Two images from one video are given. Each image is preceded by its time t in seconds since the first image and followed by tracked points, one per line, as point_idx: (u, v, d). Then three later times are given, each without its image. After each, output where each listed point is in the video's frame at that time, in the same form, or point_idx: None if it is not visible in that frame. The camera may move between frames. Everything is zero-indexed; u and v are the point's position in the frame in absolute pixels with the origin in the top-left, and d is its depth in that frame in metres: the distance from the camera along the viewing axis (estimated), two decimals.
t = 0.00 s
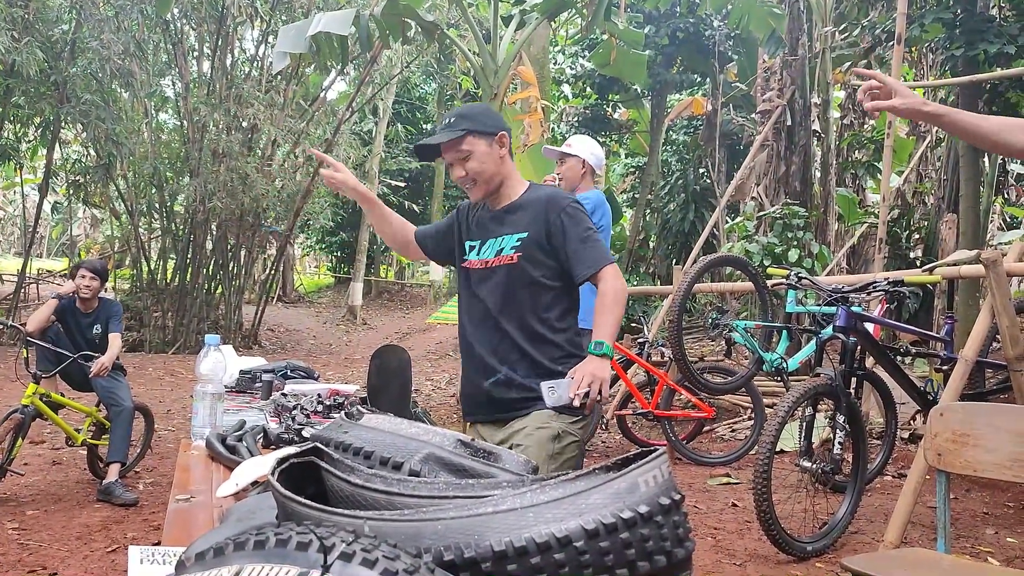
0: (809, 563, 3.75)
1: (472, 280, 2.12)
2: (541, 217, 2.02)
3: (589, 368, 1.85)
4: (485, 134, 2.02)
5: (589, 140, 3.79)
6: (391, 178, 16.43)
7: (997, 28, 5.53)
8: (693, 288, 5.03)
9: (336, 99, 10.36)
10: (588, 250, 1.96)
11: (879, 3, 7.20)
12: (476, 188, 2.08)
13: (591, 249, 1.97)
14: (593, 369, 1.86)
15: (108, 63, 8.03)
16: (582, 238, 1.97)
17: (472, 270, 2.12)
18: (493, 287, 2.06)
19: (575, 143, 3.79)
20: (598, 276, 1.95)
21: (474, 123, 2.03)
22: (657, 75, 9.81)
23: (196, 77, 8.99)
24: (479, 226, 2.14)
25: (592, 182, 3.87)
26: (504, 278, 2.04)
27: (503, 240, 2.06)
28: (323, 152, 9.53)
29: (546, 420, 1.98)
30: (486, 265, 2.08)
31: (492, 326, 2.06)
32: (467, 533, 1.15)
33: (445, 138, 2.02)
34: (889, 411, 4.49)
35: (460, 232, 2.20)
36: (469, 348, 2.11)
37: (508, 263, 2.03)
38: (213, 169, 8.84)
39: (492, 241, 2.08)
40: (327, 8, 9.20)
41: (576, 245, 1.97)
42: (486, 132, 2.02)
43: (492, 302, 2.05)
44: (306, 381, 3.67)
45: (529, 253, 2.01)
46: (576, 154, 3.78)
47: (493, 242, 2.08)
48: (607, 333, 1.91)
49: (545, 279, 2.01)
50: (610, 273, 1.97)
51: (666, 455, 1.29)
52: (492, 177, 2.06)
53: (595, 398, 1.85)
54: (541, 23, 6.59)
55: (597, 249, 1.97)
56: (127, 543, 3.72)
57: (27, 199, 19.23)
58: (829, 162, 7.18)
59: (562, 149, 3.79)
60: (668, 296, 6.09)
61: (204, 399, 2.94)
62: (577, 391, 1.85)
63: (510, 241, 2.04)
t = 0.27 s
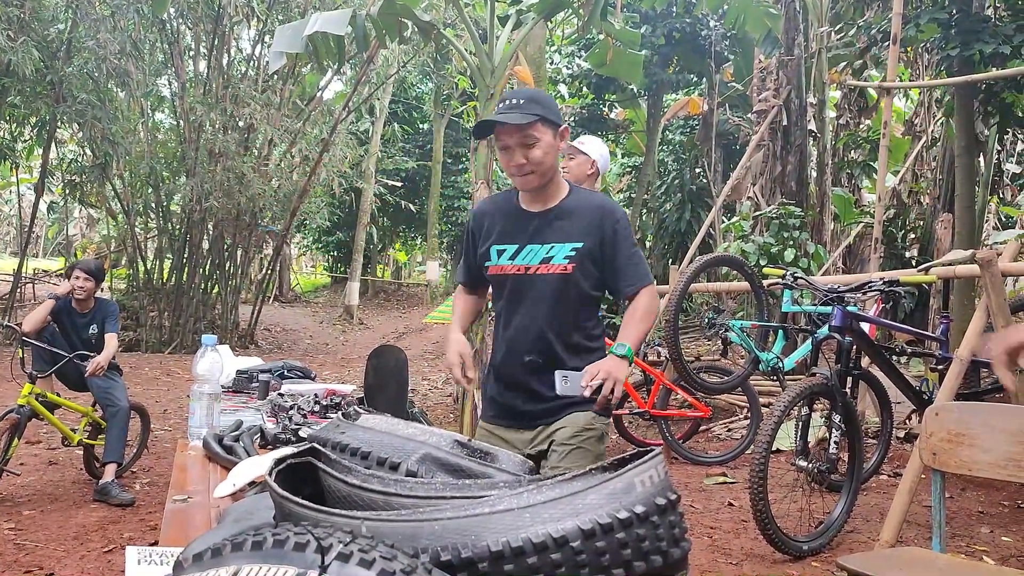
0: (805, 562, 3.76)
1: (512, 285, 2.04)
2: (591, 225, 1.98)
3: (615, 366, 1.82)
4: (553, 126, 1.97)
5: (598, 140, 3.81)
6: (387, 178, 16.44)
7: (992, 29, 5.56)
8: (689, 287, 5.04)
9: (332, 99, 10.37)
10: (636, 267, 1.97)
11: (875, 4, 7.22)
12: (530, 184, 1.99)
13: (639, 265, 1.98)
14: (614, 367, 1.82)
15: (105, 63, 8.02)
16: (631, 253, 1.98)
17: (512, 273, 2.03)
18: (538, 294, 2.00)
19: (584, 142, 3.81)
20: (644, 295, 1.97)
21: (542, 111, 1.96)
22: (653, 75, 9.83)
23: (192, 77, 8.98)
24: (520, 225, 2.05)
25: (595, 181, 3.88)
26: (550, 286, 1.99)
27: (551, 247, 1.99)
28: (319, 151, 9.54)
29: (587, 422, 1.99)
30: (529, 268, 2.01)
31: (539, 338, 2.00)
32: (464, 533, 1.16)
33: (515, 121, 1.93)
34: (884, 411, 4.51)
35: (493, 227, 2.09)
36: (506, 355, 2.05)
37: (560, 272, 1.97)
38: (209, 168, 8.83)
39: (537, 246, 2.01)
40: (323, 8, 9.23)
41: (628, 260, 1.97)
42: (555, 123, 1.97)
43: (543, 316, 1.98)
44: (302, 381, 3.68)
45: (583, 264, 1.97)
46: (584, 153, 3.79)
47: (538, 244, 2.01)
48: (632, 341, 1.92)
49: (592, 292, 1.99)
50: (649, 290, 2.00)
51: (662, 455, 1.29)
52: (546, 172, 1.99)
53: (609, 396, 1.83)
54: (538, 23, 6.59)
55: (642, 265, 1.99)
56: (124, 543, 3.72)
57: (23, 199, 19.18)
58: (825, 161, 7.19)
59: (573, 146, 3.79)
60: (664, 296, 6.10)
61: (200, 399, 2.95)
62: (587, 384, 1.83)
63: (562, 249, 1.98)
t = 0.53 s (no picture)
0: (803, 562, 3.75)
1: (551, 286, 2.06)
2: (627, 224, 1.96)
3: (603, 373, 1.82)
4: (570, 121, 1.94)
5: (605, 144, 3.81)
6: (385, 178, 16.44)
7: (990, 29, 5.57)
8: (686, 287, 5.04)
9: (330, 99, 10.37)
10: (674, 271, 1.91)
11: (872, 4, 7.23)
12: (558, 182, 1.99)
13: (678, 265, 1.92)
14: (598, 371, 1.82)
15: (101, 62, 8.01)
16: (671, 253, 1.92)
17: (551, 273, 2.06)
18: (575, 294, 2.02)
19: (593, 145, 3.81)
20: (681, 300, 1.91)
21: (552, 107, 1.95)
22: (650, 75, 9.84)
23: (189, 76, 8.96)
24: (558, 223, 2.07)
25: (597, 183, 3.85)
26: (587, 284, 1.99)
27: (589, 247, 1.99)
28: (316, 151, 9.54)
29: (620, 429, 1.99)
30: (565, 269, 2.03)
31: (578, 341, 2.02)
32: (460, 535, 1.15)
33: (521, 120, 1.95)
34: (881, 410, 4.51)
35: (534, 226, 2.12)
36: (548, 358, 2.07)
37: (596, 273, 1.98)
38: (206, 168, 8.82)
39: (576, 245, 2.02)
40: (320, 8, 9.23)
41: (665, 263, 1.92)
42: (568, 120, 1.94)
43: (582, 320, 2.00)
44: (299, 381, 3.67)
45: (620, 265, 1.96)
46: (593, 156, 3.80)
47: (573, 245, 2.02)
48: (640, 347, 1.86)
49: (631, 292, 1.98)
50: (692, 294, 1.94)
51: (659, 456, 1.29)
52: (573, 168, 1.99)
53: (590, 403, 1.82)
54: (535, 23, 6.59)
55: (685, 265, 1.93)
56: (120, 544, 3.71)
57: (19, 199, 19.13)
58: (823, 161, 7.20)
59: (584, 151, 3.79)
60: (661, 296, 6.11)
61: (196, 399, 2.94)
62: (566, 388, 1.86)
63: (599, 250, 1.98)
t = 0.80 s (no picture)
0: (801, 562, 3.75)
1: (559, 255, 2.12)
2: (612, 181, 1.96)
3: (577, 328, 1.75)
4: (545, 91, 2.02)
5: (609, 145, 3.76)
6: (385, 178, 16.44)
7: (989, 29, 5.57)
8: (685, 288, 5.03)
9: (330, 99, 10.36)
10: (656, 218, 1.84)
11: (872, 4, 7.23)
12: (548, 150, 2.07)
13: (663, 214, 1.84)
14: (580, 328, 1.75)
15: (101, 63, 8.00)
16: (653, 200, 1.87)
17: (559, 243, 2.11)
18: (576, 259, 2.05)
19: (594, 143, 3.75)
20: (662, 250, 1.81)
21: (537, 78, 2.05)
22: (650, 76, 9.84)
23: (189, 77, 8.95)
24: (563, 193, 2.12)
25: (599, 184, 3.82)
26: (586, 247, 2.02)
27: (578, 206, 2.03)
28: (316, 151, 9.54)
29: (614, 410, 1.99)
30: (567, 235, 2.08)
31: (580, 306, 2.05)
32: (453, 533, 1.15)
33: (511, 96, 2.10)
34: (880, 411, 4.50)
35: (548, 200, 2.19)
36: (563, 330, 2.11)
37: (584, 231, 2.01)
38: (206, 168, 8.82)
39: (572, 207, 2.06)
40: (321, 9, 9.23)
41: (645, 212, 1.87)
42: (546, 89, 2.02)
43: (579, 284, 2.04)
44: (297, 381, 3.67)
45: (603, 221, 1.97)
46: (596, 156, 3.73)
47: (569, 210, 2.07)
48: (630, 302, 1.76)
49: (620, 248, 1.97)
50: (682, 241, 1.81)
51: (653, 455, 1.29)
52: (560, 136, 2.06)
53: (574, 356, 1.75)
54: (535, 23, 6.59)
55: (670, 212, 1.84)
56: (118, 544, 3.71)
57: (19, 199, 19.13)
58: (822, 162, 7.19)
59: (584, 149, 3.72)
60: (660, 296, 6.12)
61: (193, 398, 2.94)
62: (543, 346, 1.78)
63: (585, 208, 2.01)
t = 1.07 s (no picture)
0: (806, 564, 3.75)
1: (556, 262, 2.23)
2: (592, 186, 2.05)
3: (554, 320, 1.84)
4: (540, 106, 2.13)
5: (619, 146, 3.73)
6: (390, 180, 16.46)
7: (995, 30, 5.56)
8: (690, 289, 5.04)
9: (334, 100, 10.37)
10: (626, 216, 1.92)
11: (877, 5, 7.22)
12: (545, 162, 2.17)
13: (633, 213, 1.92)
14: (560, 322, 1.84)
15: (107, 65, 8.02)
16: (624, 203, 1.94)
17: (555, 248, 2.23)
18: (566, 263, 2.15)
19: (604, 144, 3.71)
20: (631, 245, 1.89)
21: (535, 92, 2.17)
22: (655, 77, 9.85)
23: (194, 78, 8.97)
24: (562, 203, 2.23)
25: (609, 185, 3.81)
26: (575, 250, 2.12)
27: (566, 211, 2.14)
28: (321, 153, 9.56)
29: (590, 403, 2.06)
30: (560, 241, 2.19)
31: (565, 306, 2.14)
32: (463, 534, 1.16)
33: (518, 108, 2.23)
34: (886, 413, 4.50)
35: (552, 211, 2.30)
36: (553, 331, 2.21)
37: (568, 234, 2.12)
38: (211, 170, 8.84)
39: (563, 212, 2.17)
40: (325, 10, 9.24)
41: (616, 214, 1.95)
42: (541, 104, 2.14)
43: (563, 284, 2.14)
44: (303, 382, 3.67)
45: (585, 224, 2.08)
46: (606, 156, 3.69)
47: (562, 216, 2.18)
48: (604, 296, 1.84)
49: (598, 249, 2.06)
50: (649, 236, 1.88)
51: (661, 457, 1.29)
52: (556, 148, 2.16)
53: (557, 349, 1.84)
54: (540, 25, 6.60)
55: (638, 214, 1.91)
56: (125, 544, 3.73)
57: (25, 200, 19.19)
58: (827, 163, 7.18)
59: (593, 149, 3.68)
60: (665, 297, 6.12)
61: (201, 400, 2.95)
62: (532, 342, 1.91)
63: (570, 211, 2.12)
